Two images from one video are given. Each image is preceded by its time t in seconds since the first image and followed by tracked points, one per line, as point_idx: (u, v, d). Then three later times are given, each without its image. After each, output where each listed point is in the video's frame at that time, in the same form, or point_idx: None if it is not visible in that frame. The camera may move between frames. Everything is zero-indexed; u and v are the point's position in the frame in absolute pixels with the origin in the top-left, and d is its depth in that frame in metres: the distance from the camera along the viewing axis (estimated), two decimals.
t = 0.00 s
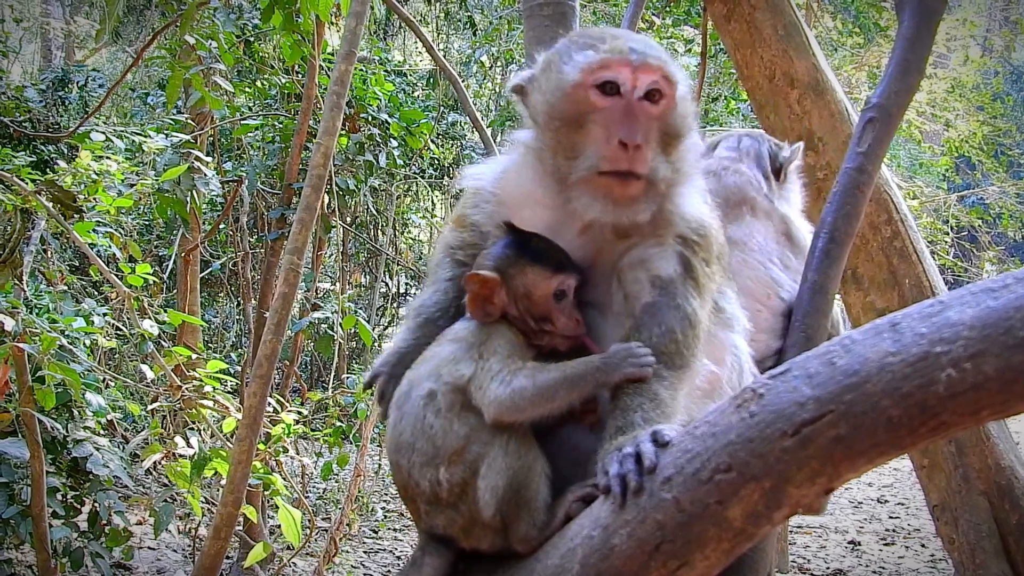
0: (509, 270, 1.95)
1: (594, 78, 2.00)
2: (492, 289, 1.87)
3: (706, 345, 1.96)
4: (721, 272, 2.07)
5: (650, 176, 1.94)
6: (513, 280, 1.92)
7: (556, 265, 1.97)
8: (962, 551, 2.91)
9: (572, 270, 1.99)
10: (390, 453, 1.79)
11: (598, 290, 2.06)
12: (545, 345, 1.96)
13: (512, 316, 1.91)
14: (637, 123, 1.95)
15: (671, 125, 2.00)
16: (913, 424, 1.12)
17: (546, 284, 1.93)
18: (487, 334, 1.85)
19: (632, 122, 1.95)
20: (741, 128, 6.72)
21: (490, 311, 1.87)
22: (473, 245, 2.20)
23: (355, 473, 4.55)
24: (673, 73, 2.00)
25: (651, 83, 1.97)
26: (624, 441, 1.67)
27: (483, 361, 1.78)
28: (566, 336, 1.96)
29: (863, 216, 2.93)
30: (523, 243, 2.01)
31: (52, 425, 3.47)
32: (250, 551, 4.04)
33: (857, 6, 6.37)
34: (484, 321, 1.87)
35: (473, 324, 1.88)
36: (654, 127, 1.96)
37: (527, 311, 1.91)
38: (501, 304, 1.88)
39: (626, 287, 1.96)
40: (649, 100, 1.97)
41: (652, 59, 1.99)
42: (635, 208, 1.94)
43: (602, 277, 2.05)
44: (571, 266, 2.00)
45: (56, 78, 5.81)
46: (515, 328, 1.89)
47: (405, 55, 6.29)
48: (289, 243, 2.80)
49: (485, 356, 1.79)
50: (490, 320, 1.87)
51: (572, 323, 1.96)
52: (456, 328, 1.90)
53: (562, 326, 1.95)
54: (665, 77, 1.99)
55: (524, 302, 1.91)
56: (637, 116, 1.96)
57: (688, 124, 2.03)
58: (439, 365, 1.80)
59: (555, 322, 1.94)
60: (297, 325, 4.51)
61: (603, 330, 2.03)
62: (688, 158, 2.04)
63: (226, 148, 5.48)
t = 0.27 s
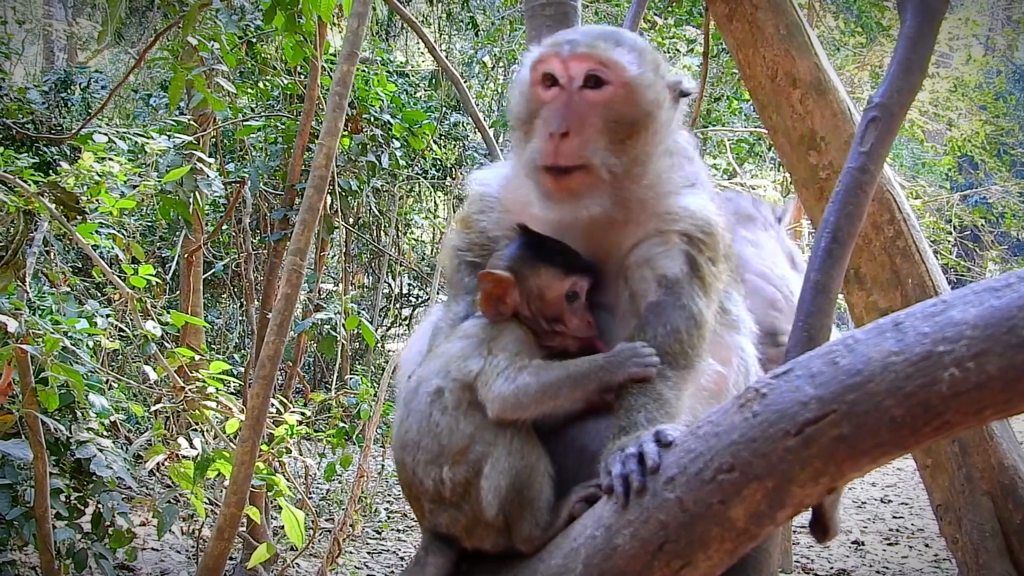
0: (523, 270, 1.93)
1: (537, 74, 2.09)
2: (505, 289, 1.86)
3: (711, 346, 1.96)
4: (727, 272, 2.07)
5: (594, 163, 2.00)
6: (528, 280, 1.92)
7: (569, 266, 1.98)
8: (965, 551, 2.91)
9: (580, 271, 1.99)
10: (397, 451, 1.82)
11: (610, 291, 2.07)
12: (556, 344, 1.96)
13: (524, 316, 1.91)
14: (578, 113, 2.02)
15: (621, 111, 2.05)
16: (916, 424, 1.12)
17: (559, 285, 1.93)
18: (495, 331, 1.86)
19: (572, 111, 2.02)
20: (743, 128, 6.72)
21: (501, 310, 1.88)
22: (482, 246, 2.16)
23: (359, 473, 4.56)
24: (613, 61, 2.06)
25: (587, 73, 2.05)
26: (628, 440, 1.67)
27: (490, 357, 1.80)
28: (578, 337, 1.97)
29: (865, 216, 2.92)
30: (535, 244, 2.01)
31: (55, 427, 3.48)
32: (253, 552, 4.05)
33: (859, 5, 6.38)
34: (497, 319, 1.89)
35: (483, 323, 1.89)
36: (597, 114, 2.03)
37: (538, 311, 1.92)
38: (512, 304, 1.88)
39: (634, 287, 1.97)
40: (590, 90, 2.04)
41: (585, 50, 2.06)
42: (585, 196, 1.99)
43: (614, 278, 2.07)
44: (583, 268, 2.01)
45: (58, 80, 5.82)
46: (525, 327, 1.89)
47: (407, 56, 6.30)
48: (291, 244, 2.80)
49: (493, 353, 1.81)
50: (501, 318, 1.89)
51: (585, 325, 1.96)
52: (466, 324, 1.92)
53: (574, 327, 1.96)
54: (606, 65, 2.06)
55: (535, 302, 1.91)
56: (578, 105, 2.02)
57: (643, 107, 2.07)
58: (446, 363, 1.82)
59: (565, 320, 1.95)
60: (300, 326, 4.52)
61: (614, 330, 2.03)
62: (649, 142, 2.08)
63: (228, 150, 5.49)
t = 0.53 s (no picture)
0: (549, 274, 2.00)
1: (519, 77, 2.16)
2: (529, 292, 1.91)
3: (716, 346, 1.96)
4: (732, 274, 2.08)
5: (562, 160, 2.06)
6: (552, 285, 1.97)
7: (590, 276, 2.05)
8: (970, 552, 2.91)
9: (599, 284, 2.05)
10: (402, 454, 1.83)
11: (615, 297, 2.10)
12: (568, 350, 2.00)
13: (545, 320, 1.96)
14: (547, 111, 2.08)
15: (593, 107, 2.09)
16: (922, 426, 1.12)
17: (584, 294, 1.99)
18: (510, 329, 1.91)
19: (542, 111, 2.09)
20: (747, 129, 6.72)
21: (522, 312, 1.93)
22: (486, 252, 2.14)
23: (362, 474, 4.56)
24: (584, 58, 2.11)
25: (557, 73, 2.10)
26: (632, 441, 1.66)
27: (498, 358, 1.82)
28: (591, 346, 2.02)
29: (870, 218, 2.92)
30: (552, 249, 2.09)
31: (59, 426, 3.48)
32: (257, 552, 4.06)
33: (864, 7, 6.36)
34: (517, 320, 1.94)
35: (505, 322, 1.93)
36: (567, 111, 2.08)
37: (557, 314, 1.97)
38: (535, 308, 1.93)
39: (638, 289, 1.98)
40: (560, 88, 2.10)
41: (557, 50, 2.12)
42: (553, 192, 2.05)
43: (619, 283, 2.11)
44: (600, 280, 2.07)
45: (63, 79, 5.82)
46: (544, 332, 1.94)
47: (412, 56, 6.30)
48: (296, 244, 2.80)
49: (501, 354, 1.83)
50: (523, 322, 1.93)
51: (598, 334, 2.03)
52: (476, 323, 1.96)
53: (589, 337, 2.02)
54: (577, 63, 2.11)
55: (555, 307, 1.96)
56: (548, 105, 2.09)
57: (616, 103, 2.10)
58: (452, 364, 1.84)
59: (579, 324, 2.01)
60: (304, 326, 4.52)
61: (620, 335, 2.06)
62: (625, 137, 2.11)
63: (233, 149, 5.50)
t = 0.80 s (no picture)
0: (548, 270, 2.01)
1: (509, 83, 2.24)
2: (532, 287, 1.92)
3: (720, 345, 1.97)
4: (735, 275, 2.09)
5: (540, 161, 2.10)
6: (552, 279, 1.99)
7: (588, 268, 2.07)
8: (974, 553, 2.90)
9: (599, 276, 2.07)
10: (406, 453, 1.83)
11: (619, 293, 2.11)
12: (572, 346, 2.00)
13: (546, 315, 1.96)
14: (527, 115, 2.13)
15: (571, 108, 2.13)
16: (923, 425, 1.12)
17: (582, 285, 2.01)
18: (514, 327, 1.90)
19: (523, 114, 2.14)
20: (750, 131, 6.72)
21: (526, 308, 1.94)
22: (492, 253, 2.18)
23: (365, 476, 4.55)
24: (561, 61, 2.15)
25: (537, 77, 2.16)
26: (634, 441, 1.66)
27: (502, 357, 1.82)
28: (596, 339, 2.02)
29: (873, 218, 2.92)
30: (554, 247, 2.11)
31: (63, 429, 3.49)
32: (260, 553, 4.06)
33: (867, 8, 6.35)
34: (520, 316, 1.94)
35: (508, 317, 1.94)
36: (544, 114, 2.13)
37: (561, 309, 1.98)
38: (538, 303, 1.94)
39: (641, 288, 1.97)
40: (540, 92, 2.15)
41: (536, 54, 2.18)
42: (534, 193, 2.10)
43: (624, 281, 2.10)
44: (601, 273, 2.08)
45: (66, 82, 5.83)
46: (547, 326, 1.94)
47: (415, 58, 6.30)
48: (299, 246, 2.80)
49: (505, 353, 1.83)
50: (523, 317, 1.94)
51: (602, 326, 2.03)
52: (480, 322, 1.96)
53: (593, 328, 2.01)
54: (556, 66, 2.16)
55: (558, 301, 1.97)
56: (529, 108, 2.14)
57: (594, 103, 2.13)
58: (456, 363, 1.84)
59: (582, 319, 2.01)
60: (307, 328, 4.53)
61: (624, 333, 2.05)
62: (606, 137, 2.14)
63: (236, 151, 5.51)
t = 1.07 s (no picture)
0: (547, 269, 2.03)
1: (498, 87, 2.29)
2: (531, 286, 1.94)
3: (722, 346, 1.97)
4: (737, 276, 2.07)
5: (512, 162, 2.13)
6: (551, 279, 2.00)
7: (587, 268, 2.07)
8: (976, 552, 2.89)
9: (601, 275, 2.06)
10: (407, 454, 1.84)
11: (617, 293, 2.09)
12: (572, 346, 2.00)
13: (545, 315, 1.97)
14: (502, 117, 2.17)
15: (542, 108, 2.15)
16: (924, 426, 1.12)
17: (581, 284, 2.00)
18: (516, 328, 1.91)
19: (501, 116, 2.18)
20: (752, 131, 6.72)
21: (525, 308, 1.96)
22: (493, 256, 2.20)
23: (367, 476, 4.56)
24: (529, 62, 2.17)
25: (513, 79, 2.19)
26: (635, 443, 1.65)
27: (504, 359, 1.82)
28: (596, 338, 2.01)
29: (875, 218, 2.92)
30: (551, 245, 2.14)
31: (65, 430, 3.49)
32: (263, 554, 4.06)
33: (869, 8, 6.36)
34: (520, 316, 1.95)
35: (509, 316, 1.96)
36: (518, 116, 2.16)
37: (561, 309, 1.98)
38: (537, 302, 1.95)
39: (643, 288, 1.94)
40: (515, 94, 2.18)
41: (512, 56, 2.22)
42: (509, 194, 2.14)
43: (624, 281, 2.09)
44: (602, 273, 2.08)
45: (68, 83, 5.83)
46: (547, 325, 1.96)
47: (416, 59, 6.31)
48: (301, 247, 2.81)
49: (507, 354, 1.84)
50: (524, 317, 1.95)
51: (603, 326, 2.02)
52: (481, 324, 1.96)
53: (593, 327, 2.00)
54: (527, 67, 2.18)
55: (558, 300, 1.98)
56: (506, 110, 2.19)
57: (563, 103, 2.14)
58: (457, 365, 1.84)
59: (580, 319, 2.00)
60: (309, 329, 4.53)
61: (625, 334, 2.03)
62: (579, 136, 2.14)
63: (238, 153, 5.52)
